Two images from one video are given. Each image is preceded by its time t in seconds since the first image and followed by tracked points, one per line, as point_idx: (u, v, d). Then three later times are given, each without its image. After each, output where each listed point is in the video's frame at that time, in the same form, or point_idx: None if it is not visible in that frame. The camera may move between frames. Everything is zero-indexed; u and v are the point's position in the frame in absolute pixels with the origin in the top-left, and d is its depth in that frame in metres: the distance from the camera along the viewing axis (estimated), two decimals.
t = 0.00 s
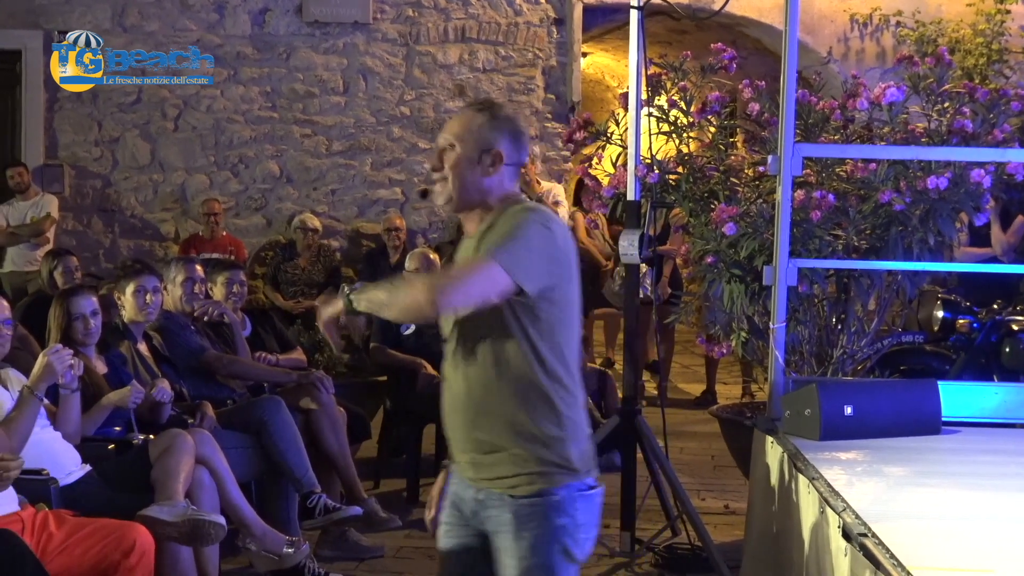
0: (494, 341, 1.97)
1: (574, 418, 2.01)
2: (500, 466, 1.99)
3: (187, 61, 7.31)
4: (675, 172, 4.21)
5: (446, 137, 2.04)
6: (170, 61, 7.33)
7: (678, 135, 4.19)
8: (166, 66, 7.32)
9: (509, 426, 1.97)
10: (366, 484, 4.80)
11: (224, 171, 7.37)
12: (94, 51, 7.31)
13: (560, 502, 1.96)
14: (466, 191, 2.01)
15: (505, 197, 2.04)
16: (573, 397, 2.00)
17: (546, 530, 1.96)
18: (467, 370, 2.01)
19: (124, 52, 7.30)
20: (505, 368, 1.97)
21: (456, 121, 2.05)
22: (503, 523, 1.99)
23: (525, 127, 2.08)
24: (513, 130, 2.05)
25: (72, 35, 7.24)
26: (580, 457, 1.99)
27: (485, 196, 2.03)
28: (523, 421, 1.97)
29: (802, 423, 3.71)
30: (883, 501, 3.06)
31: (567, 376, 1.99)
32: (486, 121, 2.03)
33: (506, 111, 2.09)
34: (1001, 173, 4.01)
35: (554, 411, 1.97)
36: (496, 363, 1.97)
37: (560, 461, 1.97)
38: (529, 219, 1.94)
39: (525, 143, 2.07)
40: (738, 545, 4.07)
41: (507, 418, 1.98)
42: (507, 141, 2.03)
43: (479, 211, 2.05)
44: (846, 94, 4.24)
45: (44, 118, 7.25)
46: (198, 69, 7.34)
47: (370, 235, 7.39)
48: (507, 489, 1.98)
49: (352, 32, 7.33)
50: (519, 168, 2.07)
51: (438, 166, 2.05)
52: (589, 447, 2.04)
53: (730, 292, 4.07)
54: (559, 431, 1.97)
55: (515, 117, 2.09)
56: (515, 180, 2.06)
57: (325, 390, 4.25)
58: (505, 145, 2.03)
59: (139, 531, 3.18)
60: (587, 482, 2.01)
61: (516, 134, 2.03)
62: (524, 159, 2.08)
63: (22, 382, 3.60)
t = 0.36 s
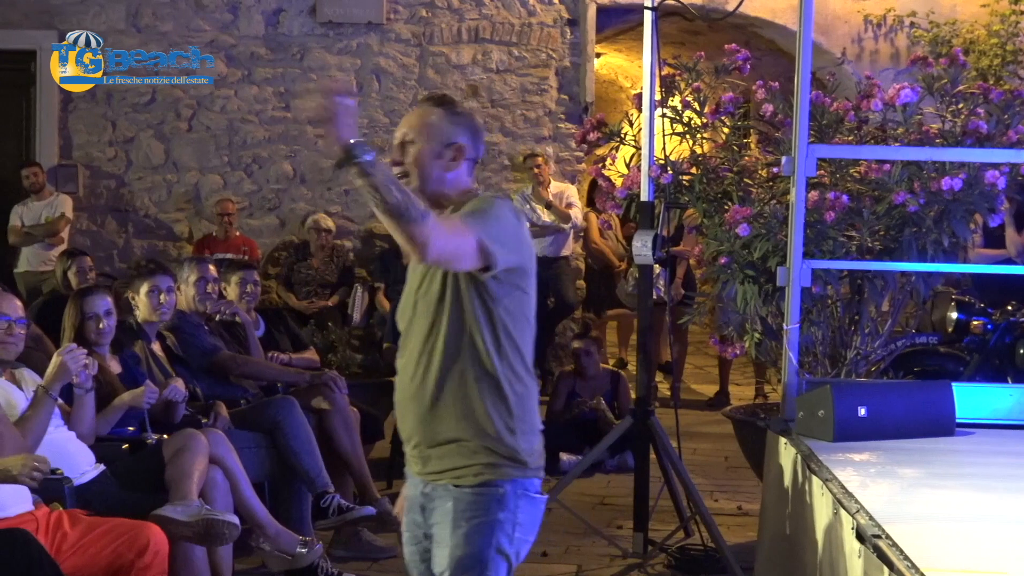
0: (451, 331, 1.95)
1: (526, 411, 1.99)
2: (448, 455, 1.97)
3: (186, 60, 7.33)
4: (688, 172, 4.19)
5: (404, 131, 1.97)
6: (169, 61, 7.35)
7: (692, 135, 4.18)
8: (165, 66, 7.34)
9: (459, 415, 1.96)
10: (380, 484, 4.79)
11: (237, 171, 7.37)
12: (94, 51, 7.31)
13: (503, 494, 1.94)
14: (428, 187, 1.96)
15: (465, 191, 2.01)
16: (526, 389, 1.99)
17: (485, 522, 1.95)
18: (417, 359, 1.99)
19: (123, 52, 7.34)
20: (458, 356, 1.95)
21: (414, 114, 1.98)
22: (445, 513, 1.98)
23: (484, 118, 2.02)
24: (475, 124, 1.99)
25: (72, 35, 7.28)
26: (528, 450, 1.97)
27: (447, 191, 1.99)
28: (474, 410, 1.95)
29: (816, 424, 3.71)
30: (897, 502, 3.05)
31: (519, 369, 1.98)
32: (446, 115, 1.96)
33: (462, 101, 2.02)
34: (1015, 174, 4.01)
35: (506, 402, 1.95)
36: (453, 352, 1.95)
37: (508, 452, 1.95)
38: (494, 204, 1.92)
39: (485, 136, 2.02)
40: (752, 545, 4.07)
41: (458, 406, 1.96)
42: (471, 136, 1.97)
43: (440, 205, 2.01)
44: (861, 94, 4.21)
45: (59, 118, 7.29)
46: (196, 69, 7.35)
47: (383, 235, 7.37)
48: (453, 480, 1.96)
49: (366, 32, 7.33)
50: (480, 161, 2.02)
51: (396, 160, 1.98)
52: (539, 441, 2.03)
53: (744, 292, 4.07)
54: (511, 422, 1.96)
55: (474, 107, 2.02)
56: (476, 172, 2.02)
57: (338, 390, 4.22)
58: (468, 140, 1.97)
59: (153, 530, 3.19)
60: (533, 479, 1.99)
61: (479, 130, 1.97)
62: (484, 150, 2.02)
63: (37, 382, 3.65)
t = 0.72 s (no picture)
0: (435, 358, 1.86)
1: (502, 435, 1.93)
2: (417, 473, 1.90)
3: (186, 60, 7.34)
4: (704, 173, 4.19)
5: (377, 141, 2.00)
6: (168, 61, 7.35)
7: (708, 136, 4.17)
8: (165, 66, 7.35)
9: (430, 437, 1.88)
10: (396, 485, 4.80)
11: (254, 172, 7.39)
12: (93, 51, 7.31)
13: (468, 513, 1.87)
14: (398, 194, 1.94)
15: (433, 199, 1.96)
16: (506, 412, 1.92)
17: (448, 539, 1.87)
18: (391, 378, 1.90)
19: (123, 52, 7.34)
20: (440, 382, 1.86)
21: (390, 122, 1.99)
22: (409, 530, 1.91)
23: (458, 126, 1.98)
24: (441, 131, 1.96)
25: (72, 35, 7.25)
26: (499, 472, 1.90)
27: (412, 197, 1.96)
28: (448, 433, 1.87)
29: (832, 426, 3.71)
30: (915, 504, 3.04)
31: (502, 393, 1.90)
32: (411, 122, 1.96)
33: (444, 111, 2.00)
34: None
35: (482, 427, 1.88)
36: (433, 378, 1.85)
37: (477, 474, 1.87)
38: (487, 248, 1.81)
39: (458, 144, 1.98)
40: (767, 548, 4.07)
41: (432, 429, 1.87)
42: (432, 142, 1.95)
43: (410, 213, 1.97)
44: (877, 96, 4.20)
45: (76, 119, 7.32)
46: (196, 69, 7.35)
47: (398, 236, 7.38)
48: (419, 496, 1.89)
49: (382, 34, 7.35)
50: (451, 171, 1.98)
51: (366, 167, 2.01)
52: (513, 464, 1.95)
53: (761, 295, 4.07)
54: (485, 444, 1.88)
55: (452, 118, 1.99)
56: (446, 181, 1.97)
57: (355, 390, 4.20)
58: (431, 146, 1.95)
59: (170, 532, 3.19)
60: (502, 498, 1.92)
61: (441, 136, 1.94)
62: (456, 160, 1.98)
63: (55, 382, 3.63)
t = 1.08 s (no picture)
0: (434, 373, 1.91)
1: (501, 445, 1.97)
2: (408, 482, 1.94)
3: (186, 61, 7.37)
4: (744, 176, 4.19)
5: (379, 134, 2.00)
6: (169, 61, 7.38)
7: (748, 138, 4.18)
8: (165, 66, 7.37)
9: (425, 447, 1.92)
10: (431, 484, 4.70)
11: (294, 173, 7.41)
12: (94, 52, 7.30)
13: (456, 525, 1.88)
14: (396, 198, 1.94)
15: (432, 202, 1.97)
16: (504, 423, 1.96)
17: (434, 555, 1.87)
18: (391, 386, 1.96)
19: (124, 52, 7.34)
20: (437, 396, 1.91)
21: (389, 120, 1.98)
22: (397, 537, 1.96)
23: (458, 125, 1.95)
24: (439, 131, 1.93)
25: (72, 35, 7.23)
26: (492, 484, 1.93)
27: (409, 197, 1.97)
28: (441, 447, 1.91)
29: (873, 430, 3.70)
30: (957, 508, 3.02)
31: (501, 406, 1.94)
32: (407, 125, 1.94)
33: (446, 107, 1.96)
34: None
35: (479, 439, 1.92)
36: (427, 391, 1.92)
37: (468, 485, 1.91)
38: (486, 275, 1.82)
39: (457, 143, 1.95)
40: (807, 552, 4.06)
41: (424, 442, 1.92)
42: (426, 144, 1.93)
43: (409, 213, 1.99)
44: (918, 98, 4.19)
45: (117, 120, 7.35)
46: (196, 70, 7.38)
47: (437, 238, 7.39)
48: (406, 508, 1.94)
49: (420, 36, 7.35)
50: (451, 169, 1.96)
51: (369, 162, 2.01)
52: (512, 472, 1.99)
53: (801, 297, 4.06)
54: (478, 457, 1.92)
55: (452, 115, 1.96)
56: (445, 182, 1.96)
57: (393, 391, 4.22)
58: (426, 148, 1.93)
59: (213, 531, 3.20)
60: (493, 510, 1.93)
61: (438, 138, 1.92)
62: (456, 158, 1.96)
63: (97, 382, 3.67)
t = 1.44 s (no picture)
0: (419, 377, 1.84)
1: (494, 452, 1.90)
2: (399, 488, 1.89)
3: (186, 61, 7.30)
4: (780, 177, 4.19)
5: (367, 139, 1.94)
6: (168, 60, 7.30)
7: (783, 140, 4.17)
8: (165, 65, 7.29)
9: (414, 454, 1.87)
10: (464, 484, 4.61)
11: (328, 174, 7.38)
12: (93, 52, 7.12)
13: (450, 532, 1.85)
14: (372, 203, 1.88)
15: (421, 205, 1.90)
16: (496, 430, 1.88)
17: (432, 562, 1.85)
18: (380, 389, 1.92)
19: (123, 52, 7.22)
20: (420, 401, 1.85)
21: (377, 123, 1.92)
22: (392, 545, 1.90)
23: (443, 127, 1.88)
24: (423, 133, 1.87)
25: (72, 36, 7.12)
26: (486, 492, 1.86)
27: (398, 200, 1.91)
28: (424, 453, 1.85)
29: (908, 433, 3.66)
30: (992, 511, 2.99)
31: (489, 412, 1.86)
32: (392, 127, 1.88)
33: (433, 108, 1.89)
34: None
35: (465, 446, 1.85)
36: (412, 396, 1.86)
37: (459, 492, 1.85)
38: (464, 276, 1.76)
39: (442, 145, 1.88)
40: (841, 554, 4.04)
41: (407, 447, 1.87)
42: (410, 146, 1.87)
43: (400, 217, 1.93)
44: (955, 101, 4.16)
45: (153, 121, 7.30)
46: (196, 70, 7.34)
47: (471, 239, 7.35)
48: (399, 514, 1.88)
49: (455, 37, 7.31)
50: (438, 172, 1.89)
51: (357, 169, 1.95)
52: (509, 480, 1.91)
53: (835, 299, 4.03)
54: (467, 464, 1.86)
55: (438, 116, 1.89)
56: (431, 187, 1.89)
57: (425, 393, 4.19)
58: (410, 152, 1.87)
59: (247, 531, 3.20)
60: (490, 517, 1.88)
61: (421, 141, 1.85)
62: (442, 161, 1.89)
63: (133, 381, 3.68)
